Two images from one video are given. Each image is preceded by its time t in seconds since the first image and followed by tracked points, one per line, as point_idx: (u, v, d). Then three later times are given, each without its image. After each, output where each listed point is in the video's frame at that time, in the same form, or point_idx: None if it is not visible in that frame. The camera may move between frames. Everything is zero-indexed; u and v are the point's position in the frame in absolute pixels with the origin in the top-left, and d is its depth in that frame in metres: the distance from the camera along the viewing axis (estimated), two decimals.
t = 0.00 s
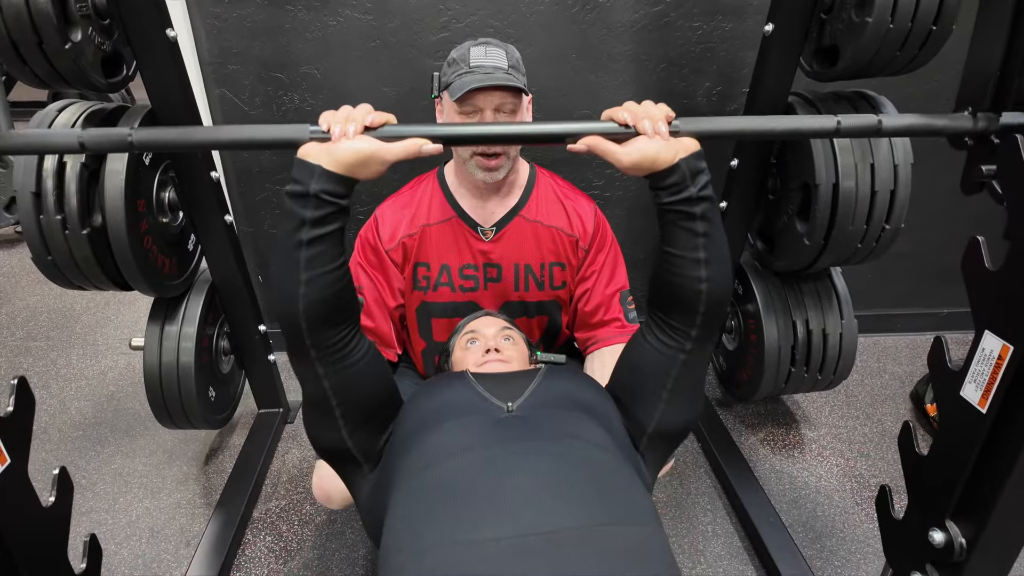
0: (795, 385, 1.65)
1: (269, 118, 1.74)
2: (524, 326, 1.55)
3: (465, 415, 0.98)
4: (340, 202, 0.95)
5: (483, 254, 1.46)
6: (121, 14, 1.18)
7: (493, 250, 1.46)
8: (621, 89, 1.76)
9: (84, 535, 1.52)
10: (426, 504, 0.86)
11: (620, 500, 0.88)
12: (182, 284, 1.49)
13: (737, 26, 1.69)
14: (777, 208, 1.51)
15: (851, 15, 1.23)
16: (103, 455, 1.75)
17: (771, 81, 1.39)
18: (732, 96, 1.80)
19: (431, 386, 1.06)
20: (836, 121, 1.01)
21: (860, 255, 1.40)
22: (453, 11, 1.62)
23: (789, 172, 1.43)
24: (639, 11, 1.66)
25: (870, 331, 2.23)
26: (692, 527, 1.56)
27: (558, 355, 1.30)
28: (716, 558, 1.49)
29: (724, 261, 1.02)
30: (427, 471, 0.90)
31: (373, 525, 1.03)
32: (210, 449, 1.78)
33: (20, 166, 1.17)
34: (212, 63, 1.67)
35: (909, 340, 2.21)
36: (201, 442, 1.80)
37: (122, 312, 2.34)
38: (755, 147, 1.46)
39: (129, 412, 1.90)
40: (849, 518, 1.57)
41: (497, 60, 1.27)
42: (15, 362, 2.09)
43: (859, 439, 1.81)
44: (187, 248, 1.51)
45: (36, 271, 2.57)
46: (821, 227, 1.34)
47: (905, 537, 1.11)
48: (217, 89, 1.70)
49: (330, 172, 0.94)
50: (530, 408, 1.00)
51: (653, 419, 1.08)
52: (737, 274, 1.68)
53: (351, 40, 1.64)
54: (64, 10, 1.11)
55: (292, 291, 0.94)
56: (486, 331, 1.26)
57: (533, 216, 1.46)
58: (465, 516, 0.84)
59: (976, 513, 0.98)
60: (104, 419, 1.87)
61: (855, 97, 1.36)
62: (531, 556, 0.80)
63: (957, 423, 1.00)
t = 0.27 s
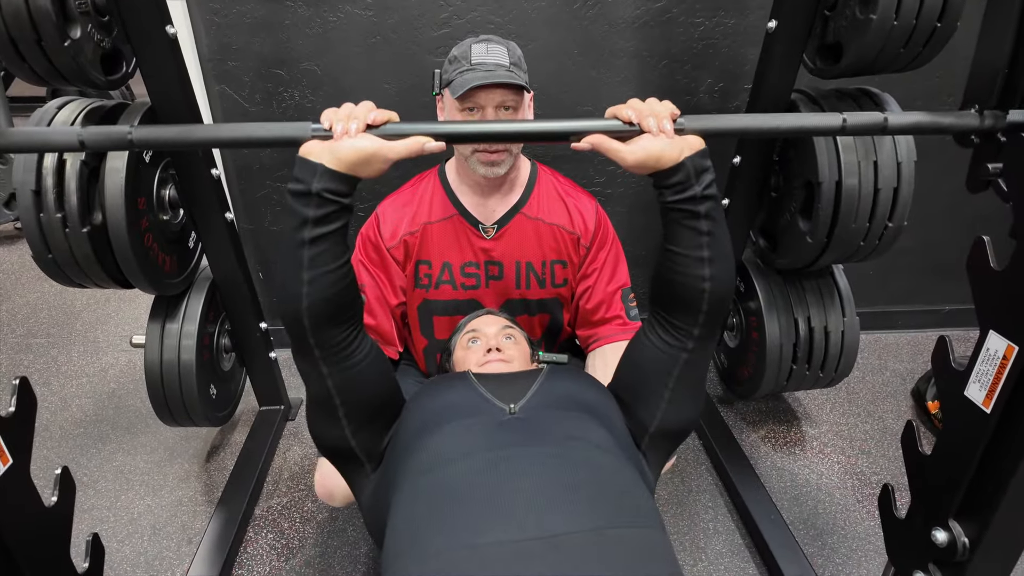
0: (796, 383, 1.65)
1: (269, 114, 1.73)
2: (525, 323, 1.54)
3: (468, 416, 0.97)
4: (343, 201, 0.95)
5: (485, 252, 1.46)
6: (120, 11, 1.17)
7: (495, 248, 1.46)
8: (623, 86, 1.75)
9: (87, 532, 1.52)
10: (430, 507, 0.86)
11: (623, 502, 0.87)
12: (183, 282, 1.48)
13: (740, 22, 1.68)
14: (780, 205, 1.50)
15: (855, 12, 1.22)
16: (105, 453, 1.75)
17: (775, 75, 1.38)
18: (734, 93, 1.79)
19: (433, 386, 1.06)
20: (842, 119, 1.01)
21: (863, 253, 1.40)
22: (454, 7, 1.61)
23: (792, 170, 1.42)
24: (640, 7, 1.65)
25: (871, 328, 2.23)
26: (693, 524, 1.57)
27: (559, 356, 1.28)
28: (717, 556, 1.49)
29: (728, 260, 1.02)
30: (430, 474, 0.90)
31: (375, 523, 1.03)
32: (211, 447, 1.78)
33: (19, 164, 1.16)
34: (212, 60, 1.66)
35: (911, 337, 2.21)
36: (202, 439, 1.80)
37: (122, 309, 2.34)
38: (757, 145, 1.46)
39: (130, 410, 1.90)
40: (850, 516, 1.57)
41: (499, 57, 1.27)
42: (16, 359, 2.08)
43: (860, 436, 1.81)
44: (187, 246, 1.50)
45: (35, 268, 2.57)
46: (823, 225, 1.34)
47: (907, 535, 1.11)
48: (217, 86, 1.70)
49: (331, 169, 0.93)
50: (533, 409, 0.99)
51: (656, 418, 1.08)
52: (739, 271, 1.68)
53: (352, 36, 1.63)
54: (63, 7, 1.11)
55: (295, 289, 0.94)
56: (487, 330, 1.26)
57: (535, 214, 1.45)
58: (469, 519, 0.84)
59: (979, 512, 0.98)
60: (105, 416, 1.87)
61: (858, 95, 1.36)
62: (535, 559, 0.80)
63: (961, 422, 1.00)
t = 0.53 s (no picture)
0: (795, 379, 1.65)
1: (269, 110, 1.73)
2: (525, 320, 1.54)
3: (467, 412, 0.97)
4: (341, 197, 0.95)
5: (484, 249, 1.46)
6: (118, 5, 1.17)
7: (494, 245, 1.46)
8: (623, 81, 1.75)
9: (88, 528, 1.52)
10: (429, 502, 0.87)
11: (623, 499, 0.88)
12: (182, 278, 1.48)
13: (740, 17, 1.68)
14: (780, 201, 1.51)
15: (855, 7, 1.22)
16: (105, 449, 1.75)
17: (775, 68, 1.36)
18: (734, 89, 1.78)
19: (432, 382, 1.06)
20: (842, 113, 0.99)
21: (862, 249, 1.40)
22: (453, 2, 1.60)
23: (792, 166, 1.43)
24: (641, 2, 1.64)
25: (871, 325, 2.23)
26: (693, 520, 1.57)
27: (557, 351, 1.27)
28: (717, 552, 1.49)
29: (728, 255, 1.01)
30: (430, 469, 0.90)
31: (375, 518, 1.04)
32: (211, 443, 1.78)
33: (18, 159, 1.16)
34: (211, 55, 1.65)
35: (910, 334, 2.21)
36: (202, 435, 1.80)
37: (122, 305, 2.34)
38: (757, 141, 1.45)
39: (130, 406, 1.90)
40: (849, 511, 1.58)
41: (499, 52, 1.26)
42: (16, 355, 2.09)
43: (859, 432, 1.81)
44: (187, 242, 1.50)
45: (35, 264, 2.57)
46: (823, 220, 1.34)
47: (906, 531, 1.11)
48: (216, 82, 1.69)
49: (331, 165, 0.94)
50: (533, 406, 0.99)
51: (655, 415, 1.08)
52: (739, 268, 1.67)
53: (351, 31, 1.63)
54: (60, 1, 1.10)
55: (292, 285, 0.93)
56: (487, 326, 1.26)
57: (534, 211, 1.45)
58: (469, 514, 0.84)
59: (978, 508, 0.98)
60: (105, 412, 1.87)
61: (859, 90, 1.36)
62: (534, 555, 0.81)
63: (961, 418, 1.00)
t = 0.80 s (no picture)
0: (796, 377, 1.65)
1: (268, 107, 1.73)
2: (525, 317, 1.54)
3: (467, 411, 0.97)
4: (338, 203, 0.94)
5: (484, 246, 1.46)
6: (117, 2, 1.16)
7: (494, 242, 1.46)
8: (624, 78, 1.75)
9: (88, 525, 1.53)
10: (429, 501, 0.87)
11: (623, 498, 0.88)
12: (181, 276, 1.48)
13: (741, 14, 1.67)
14: (780, 199, 1.51)
15: (857, 3, 1.21)
16: (105, 446, 1.75)
17: (776, 64, 1.36)
18: (735, 85, 1.78)
19: (432, 381, 1.06)
20: (842, 119, 0.99)
21: (863, 247, 1.39)
22: None
23: (793, 163, 1.42)
24: None
25: (871, 322, 2.23)
26: (693, 517, 1.57)
27: (556, 351, 1.29)
28: (717, 549, 1.49)
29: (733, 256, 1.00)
30: (430, 468, 0.90)
31: (375, 515, 1.04)
32: (211, 440, 1.79)
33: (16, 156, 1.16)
34: (210, 52, 1.65)
35: (910, 331, 2.21)
36: (203, 432, 1.80)
37: (122, 302, 2.34)
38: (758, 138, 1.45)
39: (130, 403, 1.90)
40: (849, 509, 1.58)
41: (500, 49, 1.26)
42: (16, 352, 2.09)
43: (859, 429, 1.81)
44: (186, 239, 1.50)
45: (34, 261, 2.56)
46: (824, 218, 1.33)
47: (906, 529, 1.11)
48: (215, 78, 1.69)
49: (330, 172, 0.92)
50: (533, 405, 0.99)
51: (656, 413, 1.07)
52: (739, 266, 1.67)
53: (351, 28, 1.62)
54: None
55: (283, 290, 0.92)
56: (487, 323, 1.26)
57: (534, 208, 1.45)
58: (469, 513, 0.84)
59: (978, 506, 0.98)
60: (105, 409, 1.87)
61: (860, 87, 1.35)
62: (534, 555, 0.81)
63: (961, 416, 1.00)
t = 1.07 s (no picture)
0: (798, 374, 1.65)
1: (267, 104, 1.72)
2: (526, 315, 1.54)
3: (467, 410, 0.97)
4: (337, 223, 0.93)
5: (484, 243, 1.45)
6: None
7: (494, 240, 1.45)
8: (624, 75, 1.74)
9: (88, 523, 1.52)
10: (429, 500, 0.86)
11: (624, 497, 0.87)
12: (180, 274, 1.47)
13: (742, 10, 1.66)
14: (781, 196, 1.49)
15: None
16: (104, 444, 1.75)
17: (778, 61, 1.35)
18: (736, 82, 1.77)
19: (432, 380, 1.05)
20: (839, 138, 0.97)
21: (864, 244, 1.39)
22: None
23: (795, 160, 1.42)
24: None
25: (872, 320, 2.22)
26: (693, 516, 1.57)
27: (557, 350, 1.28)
28: (717, 548, 1.49)
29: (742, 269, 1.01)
30: (430, 466, 0.90)
31: (374, 514, 1.04)
32: (210, 439, 1.78)
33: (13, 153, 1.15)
34: (208, 48, 1.64)
35: (911, 329, 2.20)
36: (202, 431, 1.80)
37: (121, 300, 2.33)
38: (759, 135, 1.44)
39: (129, 401, 1.90)
40: (849, 507, 1.58)
41: (503, 47, 1.26)
42: (15, 350, 2.08)
43: (860, 427, 1.80)
44: (185, 237, 1.49)
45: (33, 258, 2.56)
46: (825, 216, 1.32)
47: (907, 529, 1.11)
48: (214, 75, 1.68)
49: (332, 193, 0.92)
50: (534, 404, 0.99)
51: (657, 412, 1.06)
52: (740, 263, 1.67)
53: (350, 24, 1.61)
54: None
55: (270, 304, 0.91)
56: (486, 320, 1.25)
57: (535, 205, 1.44)
58: (468, 512, 0.84)
59: (981, 506, 0.97)
60: (105, 407, 1.87)
61: (862, 85, 1.35)
62: (534, 555, 0.80)
63: (964, 415, 0.99)
